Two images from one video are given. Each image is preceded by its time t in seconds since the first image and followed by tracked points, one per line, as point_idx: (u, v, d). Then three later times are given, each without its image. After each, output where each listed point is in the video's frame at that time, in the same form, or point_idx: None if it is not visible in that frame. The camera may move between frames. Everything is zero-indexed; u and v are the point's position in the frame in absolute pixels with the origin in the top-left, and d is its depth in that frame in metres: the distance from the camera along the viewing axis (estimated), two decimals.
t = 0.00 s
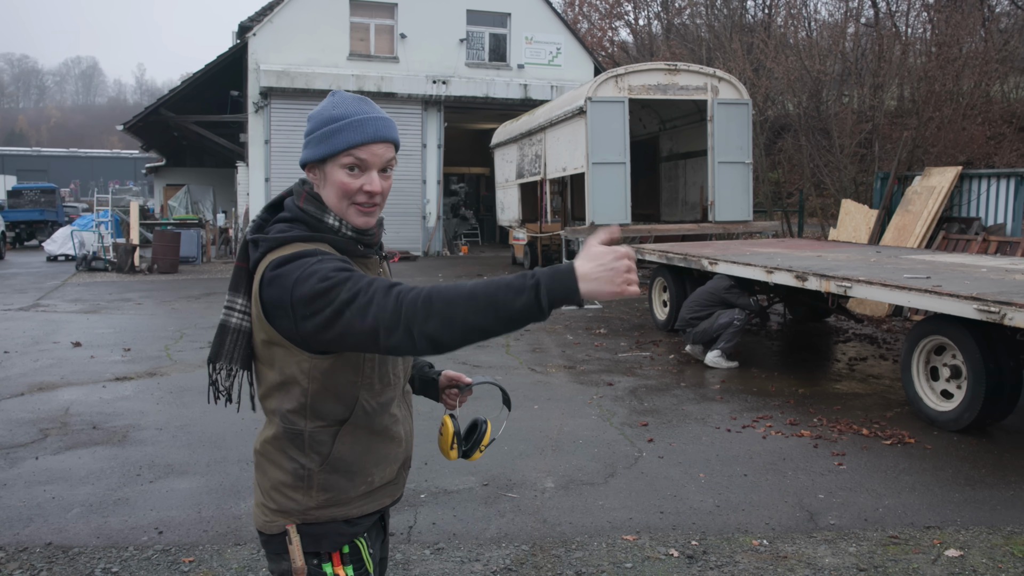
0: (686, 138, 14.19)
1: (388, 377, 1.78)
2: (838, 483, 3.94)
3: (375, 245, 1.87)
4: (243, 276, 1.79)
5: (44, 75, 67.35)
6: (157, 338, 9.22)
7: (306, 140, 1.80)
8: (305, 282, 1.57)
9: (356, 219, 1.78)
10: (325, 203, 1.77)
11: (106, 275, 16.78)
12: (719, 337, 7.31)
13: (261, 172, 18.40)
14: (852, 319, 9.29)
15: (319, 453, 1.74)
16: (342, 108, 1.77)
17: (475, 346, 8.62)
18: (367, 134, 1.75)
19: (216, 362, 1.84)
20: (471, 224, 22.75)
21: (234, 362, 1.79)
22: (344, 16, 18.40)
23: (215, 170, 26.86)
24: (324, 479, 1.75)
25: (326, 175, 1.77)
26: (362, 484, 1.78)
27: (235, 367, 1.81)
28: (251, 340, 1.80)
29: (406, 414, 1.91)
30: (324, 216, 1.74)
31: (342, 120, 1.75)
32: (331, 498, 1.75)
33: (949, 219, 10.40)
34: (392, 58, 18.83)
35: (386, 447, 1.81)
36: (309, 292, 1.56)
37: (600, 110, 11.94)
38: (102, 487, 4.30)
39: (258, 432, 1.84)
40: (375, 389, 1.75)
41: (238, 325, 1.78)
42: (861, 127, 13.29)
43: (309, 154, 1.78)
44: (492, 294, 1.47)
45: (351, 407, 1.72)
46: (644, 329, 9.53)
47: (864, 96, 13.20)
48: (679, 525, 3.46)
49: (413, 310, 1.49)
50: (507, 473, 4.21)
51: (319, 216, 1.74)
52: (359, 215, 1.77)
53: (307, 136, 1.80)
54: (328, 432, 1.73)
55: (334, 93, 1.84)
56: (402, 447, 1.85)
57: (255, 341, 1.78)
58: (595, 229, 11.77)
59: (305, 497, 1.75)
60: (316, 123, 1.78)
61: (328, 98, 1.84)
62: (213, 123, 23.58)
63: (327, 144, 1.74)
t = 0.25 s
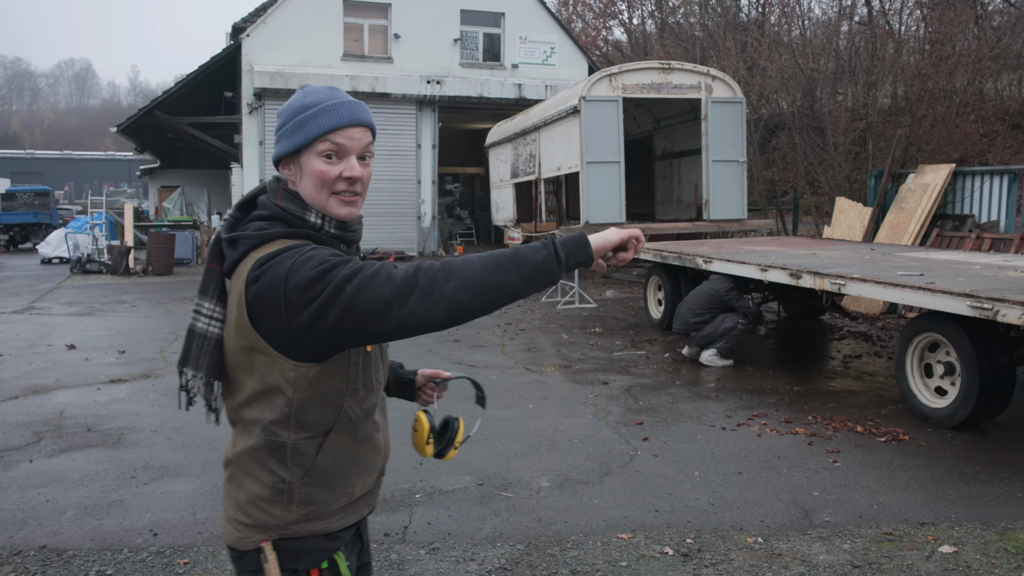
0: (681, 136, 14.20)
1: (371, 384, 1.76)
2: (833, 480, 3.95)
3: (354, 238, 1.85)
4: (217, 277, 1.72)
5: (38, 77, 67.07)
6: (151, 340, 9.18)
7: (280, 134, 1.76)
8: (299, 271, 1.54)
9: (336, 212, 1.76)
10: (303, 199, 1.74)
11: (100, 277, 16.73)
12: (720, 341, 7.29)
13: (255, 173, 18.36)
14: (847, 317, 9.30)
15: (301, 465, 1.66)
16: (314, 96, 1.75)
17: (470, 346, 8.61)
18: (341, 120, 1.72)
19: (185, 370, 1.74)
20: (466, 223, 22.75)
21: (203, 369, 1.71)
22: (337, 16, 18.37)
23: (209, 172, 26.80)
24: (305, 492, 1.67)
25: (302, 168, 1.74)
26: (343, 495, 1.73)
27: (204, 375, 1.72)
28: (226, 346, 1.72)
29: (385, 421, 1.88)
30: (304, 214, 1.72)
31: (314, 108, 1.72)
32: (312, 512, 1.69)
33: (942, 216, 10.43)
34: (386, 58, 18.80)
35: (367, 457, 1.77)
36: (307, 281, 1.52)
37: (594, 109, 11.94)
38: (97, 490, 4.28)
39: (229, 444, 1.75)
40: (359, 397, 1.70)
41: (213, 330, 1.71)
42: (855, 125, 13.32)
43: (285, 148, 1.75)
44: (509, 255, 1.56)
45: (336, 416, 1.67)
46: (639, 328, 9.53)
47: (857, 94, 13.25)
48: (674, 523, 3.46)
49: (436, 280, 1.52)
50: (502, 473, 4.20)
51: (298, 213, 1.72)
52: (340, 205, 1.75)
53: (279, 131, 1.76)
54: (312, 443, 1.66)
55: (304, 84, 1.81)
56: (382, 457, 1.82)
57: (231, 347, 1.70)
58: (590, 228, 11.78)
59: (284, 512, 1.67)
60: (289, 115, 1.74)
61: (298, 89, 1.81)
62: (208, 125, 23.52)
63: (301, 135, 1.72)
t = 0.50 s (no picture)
0: (673, 134, 14.21)
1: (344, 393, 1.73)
2: (825, 476, 3.95)
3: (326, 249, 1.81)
4: (180, 298, 1.63)
5: (27, 78, 66.61)
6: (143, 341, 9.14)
7: (287, 144, 1.62)
8: (279, 334, 1.48)
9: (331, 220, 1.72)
10: (281, 209, 1.66)
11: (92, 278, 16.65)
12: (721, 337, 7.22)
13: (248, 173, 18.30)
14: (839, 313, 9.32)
15: (279, 482, 1.63)
16: (322, 101, 1.68)
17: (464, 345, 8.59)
18: (356, 130, 1.71)
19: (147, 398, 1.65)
20: (460, 222, 22.72)
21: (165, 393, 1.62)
22: (329, 15, 18.30)
23: (202, 172, 26.69)
24: (285, 508, 1.64)
25: (318, 176, 1.66)
26: (322, 506, 1.70)
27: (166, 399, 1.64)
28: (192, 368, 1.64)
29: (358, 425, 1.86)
30: (282, 223, 1.64)
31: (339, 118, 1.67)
32: (292, 526, 1.66)
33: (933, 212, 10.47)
34: (378, 57, 18.75)
35: (342, 466, 1.74)
36: (285, 352, 1.48)
37: (586, 107, 11.92)
38: (88, 491, 4.26)
39: (199, 465, 1.70)
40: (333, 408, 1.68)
41: (183, 350, 1.61)
42: (847, 122, 13.36)
43: (304, 158, 1.63)
44: (458, 345, 1.61)
45: (313, 430, 1.64)
46: (632, 325, 9.54)
47: (849, 90, 13.28)
48: (667, 520, 3.46)
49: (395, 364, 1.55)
50: (495, 471, 4.20)
51: (275, 225, 1.63)
52: (338, 213, 1.72)
53: (288, 139, 1.63)
54: (289, 458, 1.63)
55: (286, 87, 1.69)
56: (356, 463, 1.80)
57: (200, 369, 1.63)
58: (583, 226, 11.78)
59: (264, 529, 1.64)
60: (302, 123, 1.63)
61: (285, 90, 1.68)
62: (199, 125, 23.42)
63: (328, 143, 1.64)
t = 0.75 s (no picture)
0: (671, 133, 14.20)
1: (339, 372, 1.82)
2: (821, 475, 3.95)
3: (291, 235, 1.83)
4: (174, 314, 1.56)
5: (24, 77, 66.42)
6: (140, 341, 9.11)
7: (238, 152, 1.61)
8: (309, 280, 1.51)
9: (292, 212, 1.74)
10: (249, 205, 1.66)
11: (89, 278, 16.62)
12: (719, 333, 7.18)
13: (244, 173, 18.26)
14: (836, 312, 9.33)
15: (316, 465, 1.68)
16: (262, 103, 1.67)
17: (462, 344, 8.58)
18: (302, 123, 1.71)
19: (155, 423, 1.56)
20: (457, 221, 22.70)
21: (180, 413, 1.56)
22: (326, 14, 18.26)
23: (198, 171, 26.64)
24: (324, 488, 1.70)
25: (272, 177, 1.67)
26: (344, 481, 1.79)
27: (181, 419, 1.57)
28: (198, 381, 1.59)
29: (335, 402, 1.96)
30: (258, 220, 1.64)
31: (280, 115, 1.66)
32: (328, 508, 1.71)
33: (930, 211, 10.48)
34: (375, 57, 18.72)
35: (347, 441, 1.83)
36: (321, 289, 1.50)
37: (583, 106, 11.91)
38: (83, 492, 4.25)
39: (221, 475, 1.65)
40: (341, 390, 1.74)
41: (184, 370, 1.56)
42: (843, 121, 13.36)
43: (258, 163, 1.63)
44: (491, 243, 1.64)
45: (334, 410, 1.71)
46: (629, 324, 9.54)
47: (846, 89, 13.29)
48: (664, 519, 3.45)
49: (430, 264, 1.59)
50: (491, 471, 4.19)
51: (252, 222, 1.64)
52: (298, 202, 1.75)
53: (237, 147, 1.61)
54: (322, 440, 1.68)
55: (219, 92, 1.66)
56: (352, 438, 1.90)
57: (216, 377, 1.59)
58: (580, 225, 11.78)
59: (308, 517, 1.67)
60: (247, 129, 1.62)
61: (218, 97, 1.65)
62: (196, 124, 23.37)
63: (278, 144, 1.64)
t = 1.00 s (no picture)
0: (672, 133, 14.19)
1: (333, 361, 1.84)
2: (823, 476, 3.94)
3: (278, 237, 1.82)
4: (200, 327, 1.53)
5: (26, 77, 66.36)
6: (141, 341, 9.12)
7: (227, 152, 1.62)
8: (342, 261, 1.59)
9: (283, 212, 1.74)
10: (247, 206, 1.65)
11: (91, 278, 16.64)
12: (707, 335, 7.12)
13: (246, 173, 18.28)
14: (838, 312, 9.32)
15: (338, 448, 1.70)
16: (245, 104, 1.69)
17: (464, 345, 8.58)
18: (282, 123, 1.73)
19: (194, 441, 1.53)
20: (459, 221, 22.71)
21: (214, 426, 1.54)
22: (327, 14, 18.26)
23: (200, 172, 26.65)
24: (344, 471, 1.73)
25: (258, 176, 1.68)
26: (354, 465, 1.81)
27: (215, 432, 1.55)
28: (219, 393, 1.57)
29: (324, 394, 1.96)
30: (260, 218, 1.63)
31: (263, 114, 1.68)
32: (347, 489, 1.75)
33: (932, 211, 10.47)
34: (377, 57, 18.72)
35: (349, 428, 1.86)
36: (351, 267, 1.60)
37: (585, 106, 11.90)
38: (85, 493, 4.25)
39: (246, 475, 1.63)
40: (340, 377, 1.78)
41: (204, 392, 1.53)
42: (845, 121, 13.34)
43: (246, 163, 1.64)
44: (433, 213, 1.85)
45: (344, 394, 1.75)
46: (631, 324, 9.53)
47: (848, 89, 13.28)
48: (665, 520, 3.45)
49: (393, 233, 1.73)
50: (493, 471, 4.19)
51: (256, 221, 1.62)
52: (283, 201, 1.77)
53: (225, 148, 1.62)
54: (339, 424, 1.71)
55: (203, 92, 1.65)
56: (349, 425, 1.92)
57: (245, 379, 1.57)
58: (582, 225, 11.77)
59: (335, 498, 1.69)
60: (235, 129, 1.63)
61: (199, 101, 1.65)
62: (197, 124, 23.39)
63: (264, 143, 1.66)
